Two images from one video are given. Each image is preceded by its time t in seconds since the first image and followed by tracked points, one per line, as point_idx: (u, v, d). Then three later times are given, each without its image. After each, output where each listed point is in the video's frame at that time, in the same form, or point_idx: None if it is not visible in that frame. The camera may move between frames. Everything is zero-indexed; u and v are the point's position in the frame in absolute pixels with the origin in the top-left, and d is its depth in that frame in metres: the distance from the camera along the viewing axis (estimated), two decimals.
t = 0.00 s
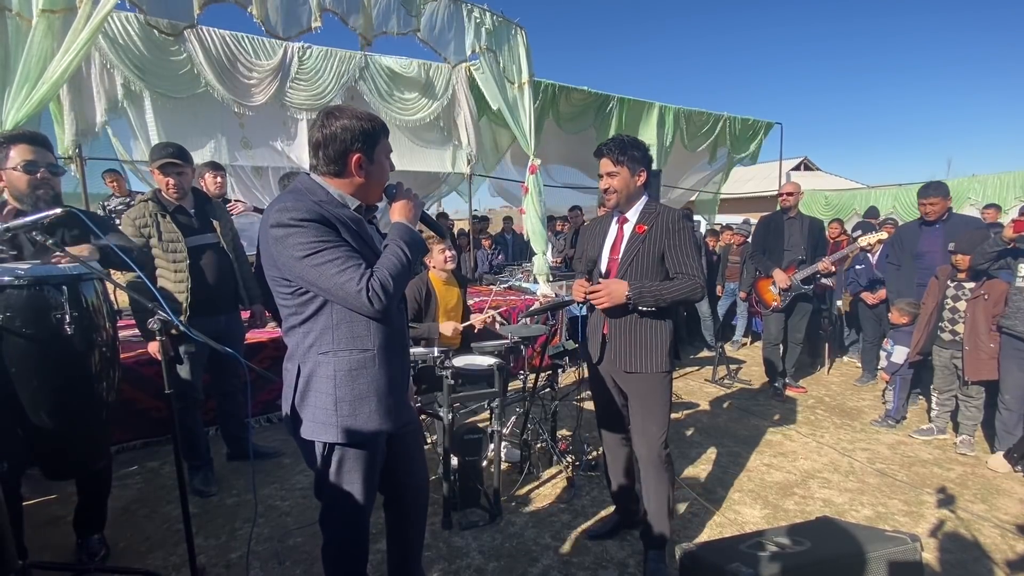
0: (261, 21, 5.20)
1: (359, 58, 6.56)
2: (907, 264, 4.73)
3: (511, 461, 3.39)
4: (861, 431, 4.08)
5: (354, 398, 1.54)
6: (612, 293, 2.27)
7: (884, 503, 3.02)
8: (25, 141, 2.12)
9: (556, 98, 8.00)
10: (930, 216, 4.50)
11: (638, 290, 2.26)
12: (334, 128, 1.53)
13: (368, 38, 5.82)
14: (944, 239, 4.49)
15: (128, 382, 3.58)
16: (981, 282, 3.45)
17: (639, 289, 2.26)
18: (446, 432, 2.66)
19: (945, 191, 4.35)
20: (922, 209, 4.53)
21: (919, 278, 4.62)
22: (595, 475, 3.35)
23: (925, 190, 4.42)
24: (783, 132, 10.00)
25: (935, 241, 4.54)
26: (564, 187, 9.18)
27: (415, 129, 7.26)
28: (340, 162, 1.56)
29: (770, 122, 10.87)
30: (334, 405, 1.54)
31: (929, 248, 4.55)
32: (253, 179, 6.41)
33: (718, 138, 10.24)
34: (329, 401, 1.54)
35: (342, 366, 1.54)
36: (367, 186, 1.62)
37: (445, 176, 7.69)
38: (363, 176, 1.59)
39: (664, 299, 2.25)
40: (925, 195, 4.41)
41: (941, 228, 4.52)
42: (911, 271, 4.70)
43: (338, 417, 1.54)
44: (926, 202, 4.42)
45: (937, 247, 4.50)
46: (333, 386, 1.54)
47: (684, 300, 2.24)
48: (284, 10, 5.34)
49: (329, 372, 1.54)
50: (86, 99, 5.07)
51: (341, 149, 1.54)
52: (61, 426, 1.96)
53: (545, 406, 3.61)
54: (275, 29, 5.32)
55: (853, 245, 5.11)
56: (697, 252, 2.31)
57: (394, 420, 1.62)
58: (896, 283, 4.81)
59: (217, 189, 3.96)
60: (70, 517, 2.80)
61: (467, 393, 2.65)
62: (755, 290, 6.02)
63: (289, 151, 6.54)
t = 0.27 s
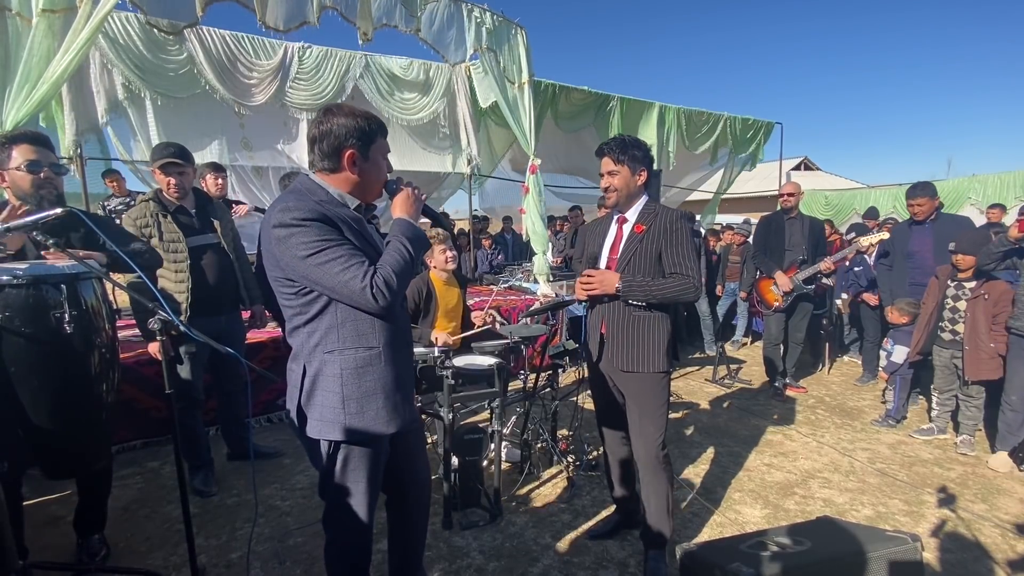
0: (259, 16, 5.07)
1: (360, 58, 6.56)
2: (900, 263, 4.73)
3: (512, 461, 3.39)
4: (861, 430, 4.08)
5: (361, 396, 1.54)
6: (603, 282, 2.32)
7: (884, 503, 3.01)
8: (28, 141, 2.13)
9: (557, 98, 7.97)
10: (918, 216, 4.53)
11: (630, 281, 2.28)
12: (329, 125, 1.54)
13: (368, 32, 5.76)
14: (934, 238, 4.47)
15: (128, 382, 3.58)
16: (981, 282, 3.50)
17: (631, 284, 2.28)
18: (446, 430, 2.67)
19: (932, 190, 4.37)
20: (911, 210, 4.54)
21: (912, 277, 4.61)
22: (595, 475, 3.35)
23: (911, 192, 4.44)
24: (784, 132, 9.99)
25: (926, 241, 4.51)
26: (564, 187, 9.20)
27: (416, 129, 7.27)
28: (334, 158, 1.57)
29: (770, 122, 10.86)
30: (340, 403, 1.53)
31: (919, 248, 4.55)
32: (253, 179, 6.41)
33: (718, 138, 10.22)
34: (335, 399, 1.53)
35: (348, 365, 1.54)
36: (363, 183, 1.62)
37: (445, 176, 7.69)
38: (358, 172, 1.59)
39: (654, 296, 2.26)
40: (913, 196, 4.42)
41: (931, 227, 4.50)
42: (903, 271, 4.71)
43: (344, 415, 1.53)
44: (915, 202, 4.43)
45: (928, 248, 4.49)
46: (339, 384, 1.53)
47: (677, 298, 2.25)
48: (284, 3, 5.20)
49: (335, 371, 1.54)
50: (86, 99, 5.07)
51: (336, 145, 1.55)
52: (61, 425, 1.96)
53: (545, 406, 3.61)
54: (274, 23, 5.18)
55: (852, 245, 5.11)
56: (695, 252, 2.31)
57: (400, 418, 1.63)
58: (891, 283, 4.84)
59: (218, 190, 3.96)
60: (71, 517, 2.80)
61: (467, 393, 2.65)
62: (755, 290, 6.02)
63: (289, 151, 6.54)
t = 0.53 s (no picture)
0: (259, 13, 5.06)
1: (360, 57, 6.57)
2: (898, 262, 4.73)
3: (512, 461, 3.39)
4: (862, 430, 4.08)
5: (365, 393, 1.54)
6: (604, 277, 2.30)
7: (884, 503, 3.01)
8: (36, 144, 2.14)
9: (557, 97, 7.97)
10: (915, 215, 4.52)
11: (631, 280, 2.28)
12: (320, 123, 1.56)
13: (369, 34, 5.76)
14: (932, 237, 4.47)
15: (129, 382, 3.58)
16: (980, 282, 3.50)
17: (631, 283, 2.27)
18: (447, 429, 2.68)
19: (930, 191, 4.35)
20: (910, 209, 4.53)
21: (908, 277, 4.62)
22: (596, 474, 3.35)
23: (907, 194, 4.42)
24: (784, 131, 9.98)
25: (924, 241, 4.51)
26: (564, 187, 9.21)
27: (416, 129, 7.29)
28: (326, 155, 1.57)
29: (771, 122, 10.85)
30: (345, 400, 1.53)
31: (917, 247, 4.54)
32: (253, 179, 6.41)
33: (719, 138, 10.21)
34: (339, 396, 1.54)
35: (352, 362, 1.54)
36: (358, 178, 1.62)
37: (445, 176, 7.69)
38: (350, 167, 1.59)
39: (654, 295, 2.26)
40: (911, 194, 4.41)
41: (928, 228, 4.50)
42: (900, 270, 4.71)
43: (348, 412, 1.54)
44: (913, 202, 4.43)
45: (926, 247, 4.49)
46: (344, 382, 1.53)
47: (677, 297, 2.26)
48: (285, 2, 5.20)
49: (339, 368, 1.54)
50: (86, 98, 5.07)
51: (325, 141, 1.56)
52: (59, 424, 1.95)
53: (546, 406, 3.60)
54: (273, 21, 5.17)
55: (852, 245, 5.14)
56: (694, 251, 2.32)
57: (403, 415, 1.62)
58: (889, 283, 4.81)
59: (218, 190, 3.95)
60: (71, 517, 2.80)
61: (468, 393, 2.65)
62: (756, 290, 6.02)
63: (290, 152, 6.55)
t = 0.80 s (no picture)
0: (258, 15, 5.06)
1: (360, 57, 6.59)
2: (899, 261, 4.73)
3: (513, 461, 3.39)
4: (862, 430, 4.08)
5: (367, 392, 1.54)
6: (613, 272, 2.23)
7: (885, 503, 3.01)
8: (34, 143, 2.14)
9: (557, 98, 7.97)
10: (920, 215, 4.50)
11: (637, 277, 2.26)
12: (320, 123, 1.56)
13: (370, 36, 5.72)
14: (934, 237, 4.47)
15: (129, 382, 3.58)
16: (981, 282, 3.49)
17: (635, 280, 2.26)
18: (447, 429, 2.70)
19: (936, 190, 4.35)
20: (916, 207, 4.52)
21: (908, 276, 4.63)
22: (596, 474, 3.35)
23: (915, 191, 4.40)
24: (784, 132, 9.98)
25: (926, 240, 4.51)
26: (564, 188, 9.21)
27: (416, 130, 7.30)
28: (327, 155, 1.58)
29: (771, 122, 10.85)
30: (347, 400, 1.54)
31: (919, 247, 4.54)
32: (254, 180, 6.42)
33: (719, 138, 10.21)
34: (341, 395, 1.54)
35: (354, 360, 1.54)
36: (360, 177, 1.62)
37: (445, 177, 7.67)
38: (351, 166, 1.60)
39: (657, 294, 2.26)
40: (919, 193, 4.39)
41: (933, 228, 4.49)
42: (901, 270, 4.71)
43: (350, 411, 1.54)
44: (920, 200, 4.42)
45: (927, 247, 4.49)
46: (345, 380, 1.54)
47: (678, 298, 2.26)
48: (285, 5, 5.19)
49: (341, 367, 1.54)
50: (86, 99, 5.08)
51: (325, 141, 1.57)
52: (60, 423, 1.95)
53: (546, 405, 3.60)
54: (273, 24, 5.16)
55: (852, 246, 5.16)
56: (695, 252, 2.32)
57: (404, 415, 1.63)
58: (890, 282, 4.82)
59: (219, 190, 3.95)
60: (71, 517, 2.80)
61: (468, 393, 2.66)
62: (756, 290, 6.03)
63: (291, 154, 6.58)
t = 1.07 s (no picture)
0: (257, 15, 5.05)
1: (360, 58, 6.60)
2: (900, 261, 4.74)
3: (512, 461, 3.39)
4: (862, 431, 4.08)
5: (369, 391, 1.55)
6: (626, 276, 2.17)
7: (884, 503, 3.01)
8: (34, 144, 2.14)
9: (557, 98, 7.98)
10: (925, 212, 4.48)
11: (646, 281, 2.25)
12: (322, 123, 1.56)
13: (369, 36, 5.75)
14: (936, 237, 4.48)
15: (129, 382, 3.59)
16: (982, 282, 3.49)
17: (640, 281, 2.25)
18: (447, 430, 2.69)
19: (942, 189, 4.32)
20: (920, 206, 4.51)
21: (908, 277, 4.64)
22: (596, 475, 3.34)
23: (921, 188, 4.37)
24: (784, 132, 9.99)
25: (928, 240, 4.52)
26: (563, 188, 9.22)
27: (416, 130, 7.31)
28: (329, 155, 1.58)
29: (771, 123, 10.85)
30: (349, 399, 1.54)
31: (921, 247, 4.54)
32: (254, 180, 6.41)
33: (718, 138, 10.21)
34: (342, 394, 1.54)
35: (356, 360, 1.54)
36: (361, 177, 1.62)
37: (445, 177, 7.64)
38: (354, 166, 1.60)
39: (663, 295, 2.25)
40: (922, 193, 4.38)
41: (936, 228, 4.49)
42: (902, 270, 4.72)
43: (352, 411, 1.54)
44: (925, 198, 4.39)
45: (929, 248, 4.50)
46: (348, 380, 1.54)
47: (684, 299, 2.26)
48: (285, 4, 5.19)
49: (343, 367, 1.54)
50: (86, 99, 5.08)
51: (328, 141, 1.57)
52: (60, 423, 1.95)
53: (546, 406, 3.60)
54: (272, 23, 5.16)
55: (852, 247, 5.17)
56: (697, 255, 2.34)
57: (406, 413, 1.63)
58: (890, 282, 4.83)
59: (219, 190, 3.96)
60: (71, 518, 2.81)
61: (468, 393, 2.66)
62: (756, 290, 6.03)
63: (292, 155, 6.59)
